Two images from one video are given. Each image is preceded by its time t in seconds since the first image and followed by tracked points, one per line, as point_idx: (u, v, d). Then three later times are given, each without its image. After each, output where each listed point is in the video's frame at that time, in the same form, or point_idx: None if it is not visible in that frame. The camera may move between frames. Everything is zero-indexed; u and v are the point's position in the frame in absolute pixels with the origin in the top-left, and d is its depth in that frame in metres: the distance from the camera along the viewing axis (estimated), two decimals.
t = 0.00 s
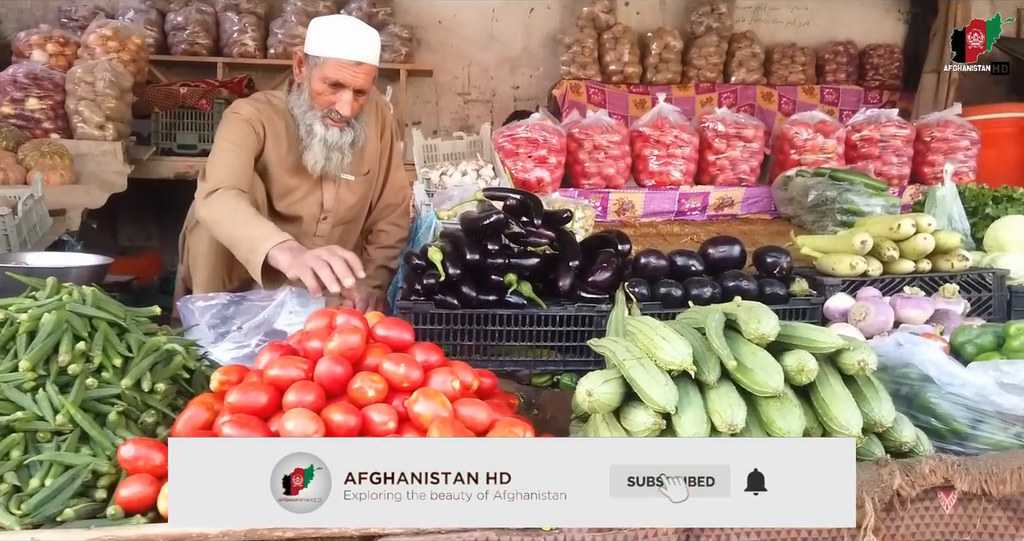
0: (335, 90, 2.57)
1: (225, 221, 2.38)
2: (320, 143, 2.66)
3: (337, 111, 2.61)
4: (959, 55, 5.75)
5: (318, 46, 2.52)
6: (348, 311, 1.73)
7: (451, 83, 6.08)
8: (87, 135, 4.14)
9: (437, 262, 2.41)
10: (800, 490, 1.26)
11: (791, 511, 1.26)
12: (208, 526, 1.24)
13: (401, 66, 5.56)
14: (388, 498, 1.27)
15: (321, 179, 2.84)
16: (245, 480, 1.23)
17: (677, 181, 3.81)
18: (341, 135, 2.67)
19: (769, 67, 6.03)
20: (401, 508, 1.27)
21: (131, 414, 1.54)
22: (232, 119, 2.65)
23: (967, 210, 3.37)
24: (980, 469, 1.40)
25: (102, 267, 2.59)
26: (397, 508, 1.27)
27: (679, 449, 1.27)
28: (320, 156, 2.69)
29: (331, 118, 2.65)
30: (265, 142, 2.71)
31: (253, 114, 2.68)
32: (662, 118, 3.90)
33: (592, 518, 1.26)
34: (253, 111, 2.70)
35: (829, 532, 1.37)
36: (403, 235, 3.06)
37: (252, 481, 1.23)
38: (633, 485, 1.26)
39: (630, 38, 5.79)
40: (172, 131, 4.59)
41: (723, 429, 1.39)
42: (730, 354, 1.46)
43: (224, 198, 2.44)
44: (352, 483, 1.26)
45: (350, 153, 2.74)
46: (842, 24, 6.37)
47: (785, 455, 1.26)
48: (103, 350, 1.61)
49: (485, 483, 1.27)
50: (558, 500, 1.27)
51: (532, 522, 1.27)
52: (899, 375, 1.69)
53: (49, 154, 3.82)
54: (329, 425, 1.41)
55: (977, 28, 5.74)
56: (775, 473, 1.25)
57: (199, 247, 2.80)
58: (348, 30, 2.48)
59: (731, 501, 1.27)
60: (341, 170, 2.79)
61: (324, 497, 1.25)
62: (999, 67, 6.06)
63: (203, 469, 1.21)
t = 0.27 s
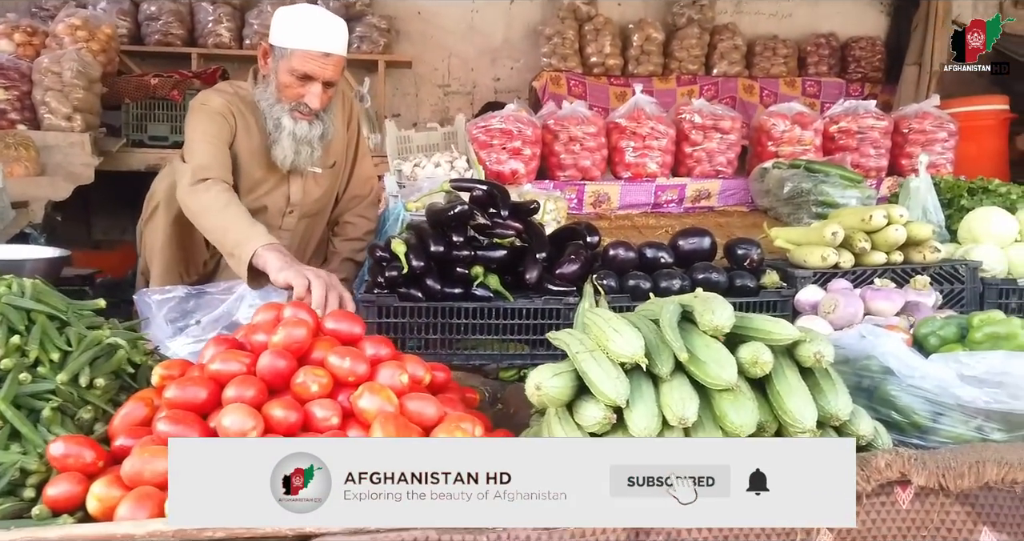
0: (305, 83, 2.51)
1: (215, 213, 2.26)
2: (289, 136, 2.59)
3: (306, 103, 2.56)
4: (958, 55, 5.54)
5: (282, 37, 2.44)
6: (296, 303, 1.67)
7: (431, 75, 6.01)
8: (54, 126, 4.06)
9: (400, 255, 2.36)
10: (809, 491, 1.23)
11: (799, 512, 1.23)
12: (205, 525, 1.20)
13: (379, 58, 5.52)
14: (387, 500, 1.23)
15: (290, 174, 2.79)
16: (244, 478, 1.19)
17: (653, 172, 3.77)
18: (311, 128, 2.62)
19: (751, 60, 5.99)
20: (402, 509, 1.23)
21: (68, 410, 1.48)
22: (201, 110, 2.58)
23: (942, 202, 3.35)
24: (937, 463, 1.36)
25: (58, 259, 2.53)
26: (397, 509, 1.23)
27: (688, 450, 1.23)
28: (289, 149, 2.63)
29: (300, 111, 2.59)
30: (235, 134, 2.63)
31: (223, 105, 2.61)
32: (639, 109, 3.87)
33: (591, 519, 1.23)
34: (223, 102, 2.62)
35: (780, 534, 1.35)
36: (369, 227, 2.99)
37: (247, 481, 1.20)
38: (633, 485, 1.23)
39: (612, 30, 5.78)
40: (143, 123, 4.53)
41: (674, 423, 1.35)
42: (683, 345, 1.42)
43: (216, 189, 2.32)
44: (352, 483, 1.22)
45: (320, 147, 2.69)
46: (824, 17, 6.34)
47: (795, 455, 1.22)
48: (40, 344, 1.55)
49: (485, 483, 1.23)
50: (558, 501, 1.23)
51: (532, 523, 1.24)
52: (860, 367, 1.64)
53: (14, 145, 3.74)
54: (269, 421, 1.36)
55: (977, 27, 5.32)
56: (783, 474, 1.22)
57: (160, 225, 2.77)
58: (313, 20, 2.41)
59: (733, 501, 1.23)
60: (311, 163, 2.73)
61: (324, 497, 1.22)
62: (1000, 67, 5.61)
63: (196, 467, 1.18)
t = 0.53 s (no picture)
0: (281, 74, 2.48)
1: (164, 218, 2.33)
2: (264, 128, 2.58)
3: (282, 95, 2.54)
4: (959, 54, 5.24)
5: (258, 28, 2.41)
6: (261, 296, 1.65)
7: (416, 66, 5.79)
8: (30, 117, 4.00)
9: (374, 247, 2.33)
10: (805, 489, 1.25)
11: (797, 511, 1.25)
12: (209, 526, 1.21)
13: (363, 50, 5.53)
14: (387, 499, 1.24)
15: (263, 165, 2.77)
16: (245, 479, 1.20)
17: (636, 165, 3.75)
18: (286, 119, 2.60)
19: (738, 52, 5.95)
20: (402, 509, 1.24)
21: (25, 404, 1.46)
22: (169, 102, 2.55)
23: (924, 194, 3.35)
24: (903, 456, 1.35)
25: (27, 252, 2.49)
26: (398, 510, 1.24)
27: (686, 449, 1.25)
28: (263, 142, 2.61)
29: (275, 103, 2.57)
30: (203, 128, 2.61)
31: (192, 97, 2.58)
32: (622, 101, 3.85)
33: (591, 518, 1.24)
34: (192, 94, 2.59)
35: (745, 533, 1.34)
36: (346, 219, 3.03)
37: (250, 481, 1.21)
38: (633, 486, 1.24)
39: (599, 22, 5.76)
40: (122, 114, 4.48)
41: (638, 416, 1.34)
42: (648, 337, 1.40)
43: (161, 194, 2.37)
44: (352, 483, 1.23)
45: (295, 139, 2.68)
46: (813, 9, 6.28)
47: (794, 455, 1.25)
48: None
49: (485, 483, 1.25)
50: (557, 501, 1.25)
51: (533, 523, 1.25)
52: (831, 360, 1.64)
53: None
54: (227, 415, 1.34)
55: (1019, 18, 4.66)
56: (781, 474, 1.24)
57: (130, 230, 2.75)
58: (289, 9, 2.37)
59: (731, 501, 1.25)
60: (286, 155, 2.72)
61: (324, 497, 1.22)
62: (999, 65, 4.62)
63: (199, 466, 1.19)
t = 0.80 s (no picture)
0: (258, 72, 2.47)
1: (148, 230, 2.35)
2: (243, 126, 2.56)
3: (259, 93, 2.54)
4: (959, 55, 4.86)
5: (233, 25, 2.39)
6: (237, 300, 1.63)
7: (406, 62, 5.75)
8: (13, 114, 3.95)
9: (357, 248, 2.30)
10: (812, 490, 1.23)
11: (802, 513, 1.23)
12: (204, 526, 1.19)
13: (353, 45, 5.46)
14: (387, 499, 1.22)
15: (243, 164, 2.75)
16: (242, 480, 1.18)
17: (623, 163, 3.74)
18: (265, 117, 2.59)
19: (728, 49, 5.97)
20: (402, 509, 1.22)
21: None
22: (149, 105, 2.52)
23: (910, 194, 3.35)
24: (879, 463, 1.35)
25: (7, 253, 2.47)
26: (397, 509, 1.22)
27: (692, 450, 1.22)
28: (243, 139, 2.59)
29: (253, 100, 2.56)
30: (184, 131, 2.59)
31: (171, 99, 2.55)
32: (610, 100, 3.84)
33: (593, 518, 1.23)
34: (170, 95, 2.56)
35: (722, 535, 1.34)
36: (329, 218, 3.01)
37: (249, 481, 1.19)
38: (634, 486, 1.22)
39: (589, 18, 5.74)
40: (107, 111, 4.45)
41: (614, 423, 1.33)
42: (624, 344, 1.40)
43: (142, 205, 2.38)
44: (352, 483, 1.21)
45: (275, 136, 2.67)
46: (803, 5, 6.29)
47: (799, 454, 1.23)
48: None
49: (485, 483, 1.23)
50: (558, 501, 1.23)
51: (534, 523, 1.23)
52: (810, 365, 1.63)
53: None
54: (200, 423, 1.33)
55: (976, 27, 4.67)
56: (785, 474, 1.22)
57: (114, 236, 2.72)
58: (264, 6, 2.35)
59: (731, 501, 1.23)
60: (266, 153, 2.71)
61: (324, 497, 1.20)
62: (999, 68, 4.78)
63: (198, 465, 1.17)
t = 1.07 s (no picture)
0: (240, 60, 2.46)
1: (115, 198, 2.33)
2: (224, 114, 2.54)
3: (241, 82, 2.51)
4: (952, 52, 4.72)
5: (217, 12, 2.39)
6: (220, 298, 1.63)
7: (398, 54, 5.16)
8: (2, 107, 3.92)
9: (345, 244, 2.30)
10: (806, 489, 1.27)
11: (798, 511, 1.27)
12: (210, 527, 1.21)
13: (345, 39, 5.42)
14: (388, 499, 1.25)
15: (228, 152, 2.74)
16: (246, 481, 1.21)
17: (615, 159, 3.75)
18: (247, 105, 2.57)
19: (722, 44, 5.97)
20: (402, 509, 1.25)
21: None
22: (133, 90, 2.52)
23: (900, 190, 3.35)
24: (862, 461, 1.35)
25: None
26: (398, 509, 1.25)
27: (687, 451, 1.25)
28: (224, 128, 2.58)
29: (235, 89, 2.54)
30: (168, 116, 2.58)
31: (155, 84, 2.55)
32: (602, 95, 3.84)
33: (592, 518, 1.26)
34: (154, 80, 2.56)
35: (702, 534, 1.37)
36: (317, 213, 3.01)
37: (249, 481, 1.21)
38: (633, 486, 1.25)
39: (582, 13, 5.75)
40: (97, 105, 4.46)
41: (597, 422, 1.33)
42: (608, 342, 1.39)
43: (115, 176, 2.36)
44: (353, 483, 1.24)
45: (257, 125, 2.65)
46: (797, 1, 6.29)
47: (797, 454, 1.26)
48: None
49: (485, 483, 1.26)
50: (557, 501, 1.26)
51: (532, 522, 1.26)
52: (796, 363, 1.62)
53: None
54: (182, 421, 1.32)
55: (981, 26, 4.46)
56: (783, 474, 1.25)
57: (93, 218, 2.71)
58: None
59: (731, 501, 1.26)
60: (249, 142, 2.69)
61: (325, 497, 1.23)
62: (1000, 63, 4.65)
63: (199, 468, 1.19)
